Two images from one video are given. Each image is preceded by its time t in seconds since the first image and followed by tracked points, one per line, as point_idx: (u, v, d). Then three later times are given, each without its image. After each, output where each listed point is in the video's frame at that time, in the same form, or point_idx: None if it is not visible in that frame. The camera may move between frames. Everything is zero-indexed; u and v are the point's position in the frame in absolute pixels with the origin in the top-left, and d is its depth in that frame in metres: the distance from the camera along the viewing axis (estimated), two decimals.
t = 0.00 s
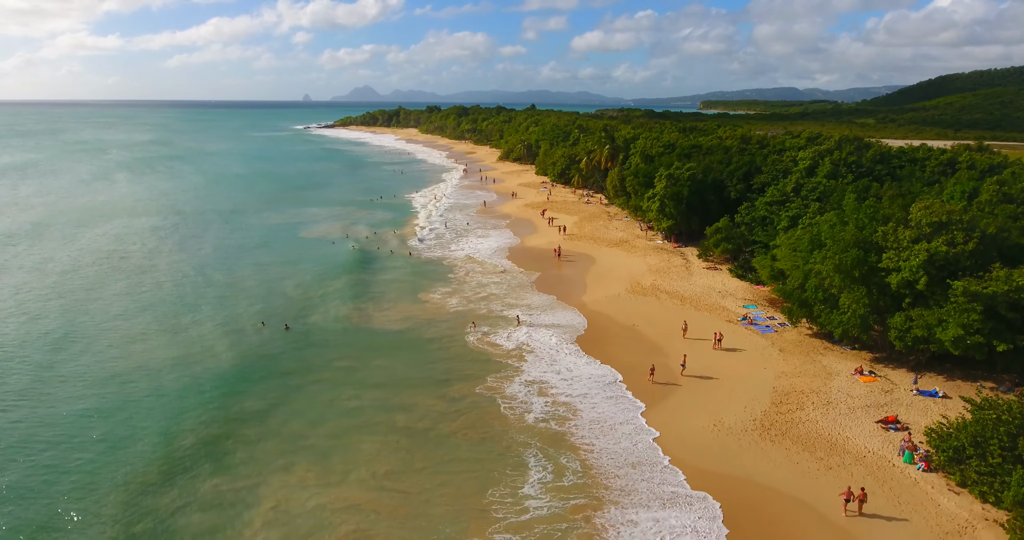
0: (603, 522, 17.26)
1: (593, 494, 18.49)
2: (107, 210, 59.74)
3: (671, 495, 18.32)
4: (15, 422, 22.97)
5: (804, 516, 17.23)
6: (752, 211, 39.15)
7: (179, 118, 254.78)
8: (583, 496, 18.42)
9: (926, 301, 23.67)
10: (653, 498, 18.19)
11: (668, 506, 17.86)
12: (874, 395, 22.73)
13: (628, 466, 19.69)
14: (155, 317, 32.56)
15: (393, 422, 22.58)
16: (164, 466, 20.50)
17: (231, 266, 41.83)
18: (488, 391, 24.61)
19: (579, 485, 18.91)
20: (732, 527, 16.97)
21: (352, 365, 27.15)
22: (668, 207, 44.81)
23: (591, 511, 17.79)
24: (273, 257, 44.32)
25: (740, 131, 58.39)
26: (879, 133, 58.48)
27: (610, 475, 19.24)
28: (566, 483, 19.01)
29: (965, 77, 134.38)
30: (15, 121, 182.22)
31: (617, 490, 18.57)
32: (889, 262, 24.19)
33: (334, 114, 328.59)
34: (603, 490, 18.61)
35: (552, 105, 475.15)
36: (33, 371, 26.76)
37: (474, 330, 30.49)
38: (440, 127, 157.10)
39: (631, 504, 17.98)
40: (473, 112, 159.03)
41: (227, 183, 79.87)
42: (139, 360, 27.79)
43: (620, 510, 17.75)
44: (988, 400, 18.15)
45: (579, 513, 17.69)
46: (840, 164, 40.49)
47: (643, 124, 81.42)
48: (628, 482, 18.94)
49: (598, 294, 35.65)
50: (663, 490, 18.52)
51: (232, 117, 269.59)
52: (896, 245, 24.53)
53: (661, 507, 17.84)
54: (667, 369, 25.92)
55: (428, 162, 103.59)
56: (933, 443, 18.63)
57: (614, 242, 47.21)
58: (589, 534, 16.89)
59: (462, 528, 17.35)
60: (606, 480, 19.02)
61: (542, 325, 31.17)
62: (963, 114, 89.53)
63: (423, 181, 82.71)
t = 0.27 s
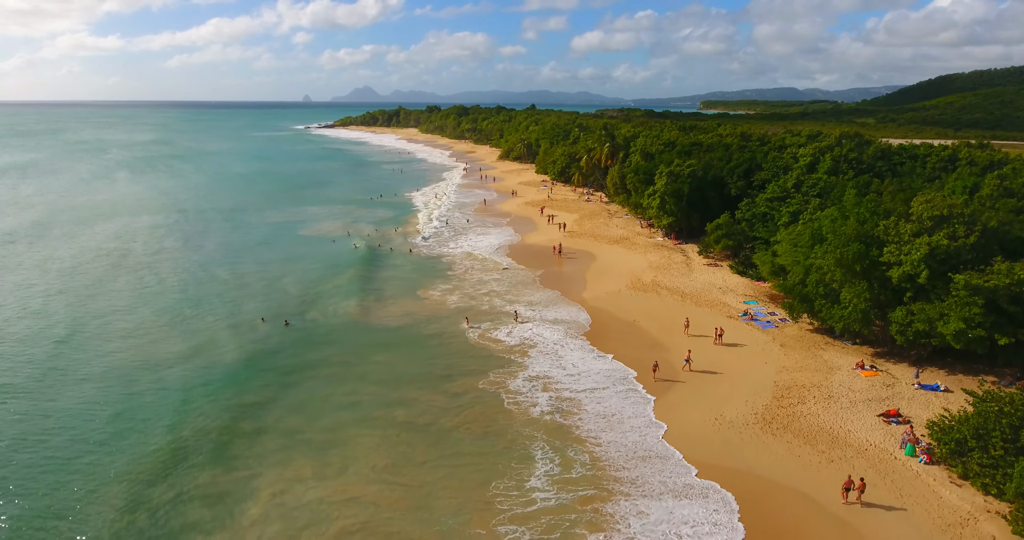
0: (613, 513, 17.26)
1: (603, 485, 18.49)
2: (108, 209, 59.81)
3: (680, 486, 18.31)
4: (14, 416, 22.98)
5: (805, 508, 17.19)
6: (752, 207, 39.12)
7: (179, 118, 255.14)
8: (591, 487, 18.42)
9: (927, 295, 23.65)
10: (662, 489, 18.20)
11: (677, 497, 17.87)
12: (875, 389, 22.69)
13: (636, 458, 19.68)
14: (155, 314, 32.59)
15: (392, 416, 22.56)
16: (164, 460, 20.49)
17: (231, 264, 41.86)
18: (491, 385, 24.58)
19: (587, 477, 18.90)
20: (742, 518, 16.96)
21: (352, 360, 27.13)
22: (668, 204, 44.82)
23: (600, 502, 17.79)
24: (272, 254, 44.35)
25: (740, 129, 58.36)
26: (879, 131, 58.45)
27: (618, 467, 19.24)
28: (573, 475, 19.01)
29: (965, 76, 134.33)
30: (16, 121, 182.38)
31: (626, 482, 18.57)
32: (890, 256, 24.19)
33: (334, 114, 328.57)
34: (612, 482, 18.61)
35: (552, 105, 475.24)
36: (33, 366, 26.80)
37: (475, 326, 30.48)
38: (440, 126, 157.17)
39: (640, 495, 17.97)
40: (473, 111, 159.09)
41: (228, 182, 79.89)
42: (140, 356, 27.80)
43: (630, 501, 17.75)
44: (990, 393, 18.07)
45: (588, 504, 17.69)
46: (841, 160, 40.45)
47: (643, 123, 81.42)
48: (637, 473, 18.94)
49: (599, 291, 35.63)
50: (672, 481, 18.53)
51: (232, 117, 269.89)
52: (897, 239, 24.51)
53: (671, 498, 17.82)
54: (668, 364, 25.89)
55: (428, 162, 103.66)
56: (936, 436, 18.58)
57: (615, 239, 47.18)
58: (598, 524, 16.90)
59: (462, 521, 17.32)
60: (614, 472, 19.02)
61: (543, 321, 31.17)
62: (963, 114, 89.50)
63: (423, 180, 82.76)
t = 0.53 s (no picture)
0: (620, 507, 17.29)
1: (610, 479, 18.52)
2: (109, 207, 59.90)
3: (686, 480, 18.33)
4: (13, 412, 23.02)
5: (806, 503, 17.18)
6: (753, 205, 39.10)
7: (180, 117, 255.42)
8: (598, 481, 18.45)
9: (928, 291, 23.62)
10: (669, 483, 18.21)
11: (684, 490, 17.90)
12: (876, 386, 22.66)
13: (642, 453, 19.68)
14: (154, 311, 32.62)
15: (392, 412, 22.58)
16: (163, 455, 20.53)
17: (231, 261, 41.88)
18: (493, 382, 24.57)
19: (594, 470, 18.93)
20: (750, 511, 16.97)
21: (352, 357, 27.13)
22: (669, 202, 44.89)
23: (607, 495, 17.82)
24: (272, 252, 44.38)
25: (740, 127, 58.34)
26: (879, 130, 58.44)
27: (624, 461, 19.26)
28: (579, 469, 19.04)
29: (965, 76, 134.31)
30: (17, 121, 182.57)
31: (632, 476, 18.59)
32: (892, 252, 24.20)
33: (334, 114, 328.53)
34: (619, 476, 18.64)
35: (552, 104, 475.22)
36: (32, 363, 26.83)
37: (475, 323, 30.49)
38: (441, 126, 157.24)
39: (647, 489, 17.99)
40: (473, 111, 159.13)
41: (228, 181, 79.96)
42: (140, 353, 27.83)
43: (637, 495, 17.77)
44: (992, 388, 18.04)
45: (596, 498, 17.72)
46: (842, 157, 40.42)
47: (643, 122, 81.41)
48: (644, 467, 18.96)
49: (599, 288, 35.63)
50: (679, 475, 18.56)
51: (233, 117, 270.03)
52: (898, 235, 24.50)
53: (678, 492, 17.85)
54: (669, 361, 25.87)
55: (429, 161, 103.74)
56: (937, 431, 18.56)
57: (615, 237, 47.16)
58: (605, 517, 16.95)
59: (462, 516, 17.33)
60: (621, 466, 19.04)
61: (544, 318, 31.16)
62: (963, 113, 89.51)
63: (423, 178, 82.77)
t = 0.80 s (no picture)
0: (627, 501, 17.32)
1: (616, 473, 18.55)
2: (110, 206, 60.00)
3: (692, 473, 18.37)
4: (11, 408, 23.05)
5: (806, 498, 17.17)
6: (753, 203, 39.08)
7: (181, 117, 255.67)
8: (605, 475, 18.48)
9: (929, 287, 23.61)
10: (676, 477, 18.25)
11: (692, 484, 17.92)
12: (877, 382, 22.63)
13: (647, 447, 19.71)
14: (153, 309, 32.64)
15: (391, 408, 22.58)
16: (161, 450, 20.57)
17: (231, 259, 41.91)
18: (495, 378, 24.59)
19: (599, 465, 18.96)
20: (756, 504, 17.02)
21: (352, 354, 27.13)
22: (670, 200, 44.96)
23: (613, 489, 17.87)
24: (272, 250, 44.44)
25: (741, 126, 58.34)
26: (879, 129, 58.43)
27: (629, 456, 19.30)
28: (585, 463, 19.08)
29: (965, 75, 134.29)
30: (18, 121, 182.77)
31: (639, 470, 18.62)
32: (892, 248, 24.20)
33: (334, 114, 328.52)
34: (625, 470, 18.68)
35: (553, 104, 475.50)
36: (31, 360, 26.89)
37: (476, 321, 30.50)
38: (441, 126, 157.26)
39: (654, 483, 18.03)
40: (474, 110, 159.17)
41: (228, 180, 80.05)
42: (140, 350, 27.88)
43: (644, 489, 17.81)
44: (992, 384, 18.03)
45: (602, 491, 17.76)
46: (842, 155, 40.40)
47: (643, 121, 81.44)
48: (649, 462, 18.99)
49: (600, 285, 35.62)
50: (685, 469, 18.58)
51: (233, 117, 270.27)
52: (899, 232, 24.50)
53: (684, 485, 17.90)
54: (670, 357, 25.84)
55: (429, 160, 103.79)
56: (937, 427, 18.54)
57: (615, 235, 47.14)
58: (612, 510, 17.02)
59: (462, 512, 17.31)
60: (626, 461, 19.07)
61: (544, 315, 31.17)
62: (963, 113, 89.48)
63: (424, 177, 82.79)
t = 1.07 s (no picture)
0: (631, 496, 17.39)
1: (620, 469, 18.62)
2: (110, 205, 60.07)
3: (696, 469, 18.42)
4: (12, 405, 23.12)
5: (807, 495, 17.18)
6: (754, 201, 39.10)
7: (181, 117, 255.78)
8: (609, 471, 18.55)
9: (930, 286, 23.62)
10: (679, 473, 18.30)
11: (695, 480, 17.96)
12: (877, 380, 22.64)
13: (651, 444, 19.77)
14: (153, 307, 32.69)
15: (390, 406, 22.58)
16: (161, 447, 20.61)
17: (231, 258, 41.96)
18: (496, 376, 24.61)
19: (603, 461, 19.03)
20: (761, 500, 17.08)
21: (352, 353, 27.13)
22: (670, 199, 45.00)
23: (617, 484, 17.93)
24: (272, 249, 44.50)
25: (741, 125, 58.32)
26: (880, 129, 58.41)
27: (633, 452, 19.35)
28: (589, 460, 19.15)
29: (965, 75, 134.35)
30: (18, 121, 182.81)
31: (643, 466, 18.68)
32: (892, 246, 24.21)
33: (334, 114, 328.72)
34: (629, 466, 18.72)
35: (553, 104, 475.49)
36: (32, 358, 26.95)
37: (476, 319, 30.51)
38: (441, 126, 157.30)
39: (658, 479, 18.09)
40: (474, 110, 159.15)
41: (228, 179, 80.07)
42: (140, 348, 27.90)
43: (648, 485, 17.87)
44: (993, 381, 18.02)
45: (605, 487, 17.83)
46: (843, 154, 40.40)
47: (644, 120, 81.40)
48: (654, 458, 19.03)
49: (600, 284, 35.65)
50: (690, 465, 18.62)
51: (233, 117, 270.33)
52: (899, 230, 24.52)
53: (689, 481, 17.95)
54: (671, 356, 25.85)
55: (429, 159, 103.82)
56: (938, 424, 18.54)
57: (616, 234, 47.14)
58: (616, 505, 17.09)
59: (461, 509, 17.30)
60: (630, 457, 19.13)
61: (545, 313, 31.19)
62: (963, 113, 89.46)
63: (424, 177, 82.82)
